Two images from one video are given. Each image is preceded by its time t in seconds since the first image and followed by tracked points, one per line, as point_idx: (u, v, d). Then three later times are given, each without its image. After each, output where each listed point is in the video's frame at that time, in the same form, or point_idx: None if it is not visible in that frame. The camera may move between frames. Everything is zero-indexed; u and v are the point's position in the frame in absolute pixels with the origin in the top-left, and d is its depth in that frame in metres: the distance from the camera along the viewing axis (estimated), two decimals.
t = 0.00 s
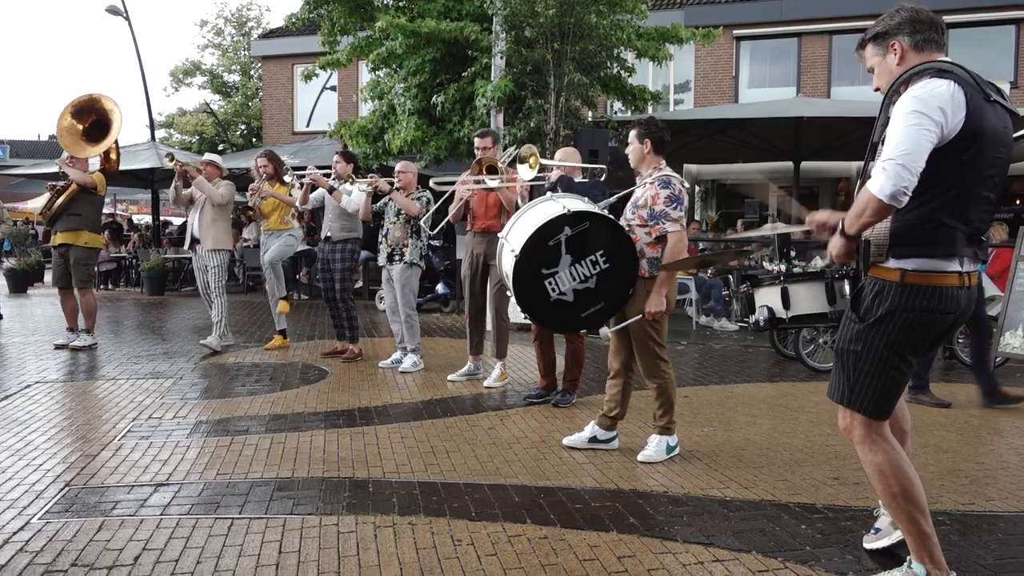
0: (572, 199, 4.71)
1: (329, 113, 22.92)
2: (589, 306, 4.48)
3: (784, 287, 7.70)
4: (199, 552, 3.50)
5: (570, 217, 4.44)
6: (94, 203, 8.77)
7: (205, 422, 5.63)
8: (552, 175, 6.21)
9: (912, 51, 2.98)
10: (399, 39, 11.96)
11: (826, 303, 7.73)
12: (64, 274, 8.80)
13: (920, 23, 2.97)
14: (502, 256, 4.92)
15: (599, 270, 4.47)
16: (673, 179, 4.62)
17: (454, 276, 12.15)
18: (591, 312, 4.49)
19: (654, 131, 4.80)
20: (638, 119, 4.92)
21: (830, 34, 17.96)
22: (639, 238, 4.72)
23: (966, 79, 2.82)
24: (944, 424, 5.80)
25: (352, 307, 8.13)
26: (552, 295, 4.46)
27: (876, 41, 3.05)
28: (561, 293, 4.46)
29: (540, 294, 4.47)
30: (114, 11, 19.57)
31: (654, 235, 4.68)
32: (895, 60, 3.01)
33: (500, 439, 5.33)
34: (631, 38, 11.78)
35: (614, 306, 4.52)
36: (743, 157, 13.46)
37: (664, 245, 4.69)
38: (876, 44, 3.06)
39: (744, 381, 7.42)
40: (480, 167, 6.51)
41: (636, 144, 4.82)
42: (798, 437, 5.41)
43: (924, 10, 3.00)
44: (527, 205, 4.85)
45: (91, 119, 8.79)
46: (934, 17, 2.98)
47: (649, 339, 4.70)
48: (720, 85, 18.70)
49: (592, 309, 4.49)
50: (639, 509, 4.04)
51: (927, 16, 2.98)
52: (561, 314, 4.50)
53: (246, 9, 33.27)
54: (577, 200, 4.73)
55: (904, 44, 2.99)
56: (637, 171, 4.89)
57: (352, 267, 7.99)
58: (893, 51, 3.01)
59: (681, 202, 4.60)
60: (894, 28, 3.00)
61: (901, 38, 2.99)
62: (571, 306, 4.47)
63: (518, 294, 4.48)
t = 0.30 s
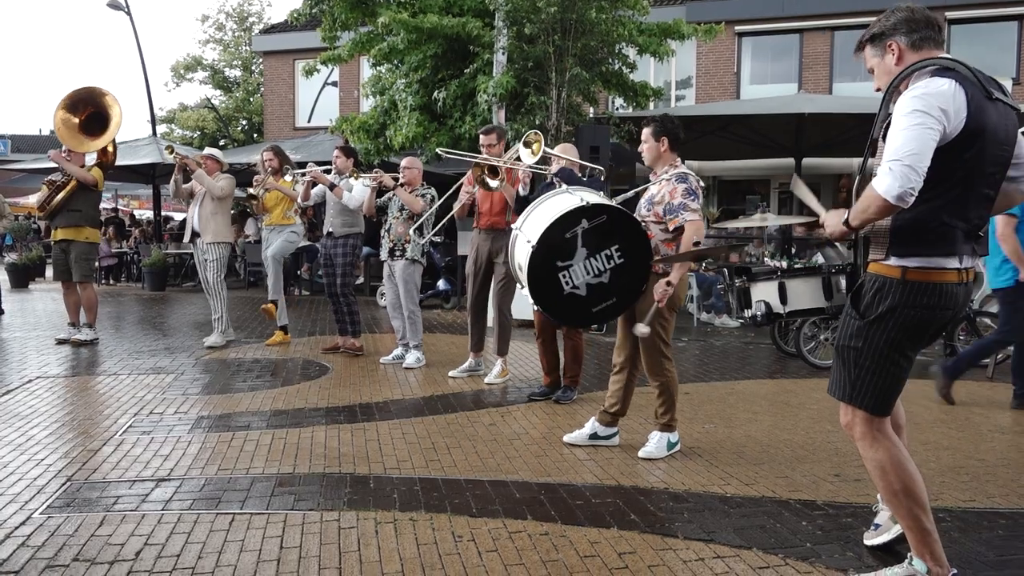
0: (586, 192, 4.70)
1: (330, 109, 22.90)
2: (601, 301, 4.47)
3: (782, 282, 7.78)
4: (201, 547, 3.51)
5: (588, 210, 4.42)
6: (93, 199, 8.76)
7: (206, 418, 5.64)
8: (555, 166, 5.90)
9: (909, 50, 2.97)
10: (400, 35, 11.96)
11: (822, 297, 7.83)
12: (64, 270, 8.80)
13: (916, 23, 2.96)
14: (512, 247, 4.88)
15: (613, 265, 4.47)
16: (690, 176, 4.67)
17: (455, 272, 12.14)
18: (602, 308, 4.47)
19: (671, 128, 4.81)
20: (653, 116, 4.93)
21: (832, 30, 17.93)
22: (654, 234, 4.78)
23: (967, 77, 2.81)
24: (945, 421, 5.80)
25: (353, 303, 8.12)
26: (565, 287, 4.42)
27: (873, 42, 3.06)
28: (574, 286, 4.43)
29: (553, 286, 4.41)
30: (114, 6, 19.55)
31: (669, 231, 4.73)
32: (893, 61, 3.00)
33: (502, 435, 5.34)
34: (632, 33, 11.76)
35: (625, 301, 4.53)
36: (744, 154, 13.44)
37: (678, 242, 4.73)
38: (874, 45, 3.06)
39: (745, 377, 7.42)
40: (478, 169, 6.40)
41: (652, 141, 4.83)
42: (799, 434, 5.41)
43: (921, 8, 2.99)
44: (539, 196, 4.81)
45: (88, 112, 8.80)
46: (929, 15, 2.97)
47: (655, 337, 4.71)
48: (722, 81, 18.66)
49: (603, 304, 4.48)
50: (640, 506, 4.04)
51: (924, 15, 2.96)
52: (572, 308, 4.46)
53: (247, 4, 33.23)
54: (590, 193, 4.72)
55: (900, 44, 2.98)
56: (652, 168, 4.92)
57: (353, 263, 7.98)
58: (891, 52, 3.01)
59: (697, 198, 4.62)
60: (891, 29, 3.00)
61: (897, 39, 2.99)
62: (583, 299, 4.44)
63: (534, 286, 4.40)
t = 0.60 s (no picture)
0: (596, 192, 4.71)
1: (331, 110, 22.90)
2: (611, 303, 4.50)
3: (779, 280, 7.75)
4: (203, 548, 3.51)
5: (599, 212, 4.44)
6: (92, 200, 8.77)
7: (207, 419, 5.64)
8: (552, 167, 5.86)
9: (917, 50, 2.97)
10: (401, 36, 11.97)
11: (821, 296, 7.83)
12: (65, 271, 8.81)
13: (924, 23, 2.95)
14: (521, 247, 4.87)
15: (623, 266, 4.50)
16: (699, 178, 4.68)
17: (456, 273, 12.14)
18: (612, 309, 4.52)
19: (677, 128, 4.82)
20: (659, 116, 4.91)
21: (833, 31, 17.92)
22: (663, 236, 4.76)
23: (970, 78, 2.81)
24: (946, 422, 5.80)
25: (353, 303, 8.12)
26: (576, 289, 4.45)
27: (883, 40, 3.06)
28: (585, 288, 4.46)
29: (564, 288, 4.45)
30: (115, 6, 19.56)
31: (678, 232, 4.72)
32: (900, 60, 3.01)
33: (503, 436, 5.34)
34: (633, 34, 11.76)
35: (635, 302, 4.57)
36: (745, 154, 13.44)
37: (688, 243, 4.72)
38: (884, 43, 3.06)
39: (746, 378, 7.43)
40: (476, 169, 6.42)
41: (659, 141, 4.82)
42: (800, 434, 5.41)
43: (931, 6, 2.97)
44: (549, 196, 4.81)
45: (85, 113, 8.82)
46: (941, 15, 2.96)
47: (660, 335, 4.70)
48: (722, 81, 18.66)
49: (612, 305, 4.52)
50: (642, 507, 4.04)
51: (933, 16, 2.95)
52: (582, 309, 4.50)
53: (248, 5, 33.24)
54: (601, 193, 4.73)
55: (908, 44, 2.99)
56: (658, 168, 4.91)
57: (353, 263, 7.98)
58: (898, 51, 3.01)
59: (705, 202, 4.66)
60: (900, 28, 3.01)
61: (905, 39, 2.99)
62: (593, 301, 4.48)
63: (544, 288, 4.43)
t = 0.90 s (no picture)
0: (606, 200, 4.70)
1: (335, 113, 22.93)
2: (622, 309, 4.49)
3: (788, 281, 8.00)
4: (205, 551, 3.51)
5: (608, 219, 4.43)
6: (96, 202, 8.79)
7: (211, 421, 5.64)
8: (552, 174, 5.89)
9: (935, 39, 2.94)
10: (406, 39, 11.99)
11: (829, 296, 8.00)
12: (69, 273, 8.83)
13: (946, 12, 2.92)
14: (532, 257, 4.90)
15: (634, 272, 4.49)
16: (707, 179, 4.67)
17: (460, 276, 12.14)
18: (625, 315, 4.50)
19: (685, 131, 4.83)
20: (669, 117, 4.92)
21: (837, 35, 17.91)
22: (675, 239, 4.75)
23: (974, 76, 2.79)
24: (950, 427, 5.78)
25: (357, 306, 8.13)
26: (587, 297, 4.44)
27: (904, 27, 3.03)
28: (596, 296, 4.45)
29: (575, 297, 4.44)
30: (121, 9, 19.62)
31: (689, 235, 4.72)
32: (917, 47, 2.98)
33: (507, 439, 5.33)
34: (637, 38, 11.76)
35: (647, 307, 4.55)
36: (749, 158, 13.43)
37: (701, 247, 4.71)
38: (904, 29, 3.03)
39: (750, 382, 7.41)
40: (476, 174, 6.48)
41: (667, 144, 4.84)
42: (804, 440, 5.39)
43: None
44: (559, 204, 4.82)
45: (85, 115, 8.81)
46: (965, 5, 2.92)
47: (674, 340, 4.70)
48: (727, 85, 18.65)
49: (625, 311, 4.50)
50: (645, 511, 4.03)
51: (956, 7, 2.92)
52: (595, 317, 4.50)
53: (253, 8, 33.30)
54: (611, 201, 4.72)
55: (927, 32, 2.95)
56: (666, 171, 4.93)
57: (358, 267, 7.98)
58: (917, 38, 2.99)
59: (715, 204, 4.64)
60: (922, 14, 2.97)
61: (925, 26, 2.96)
62: (605, 308, 4.47)
63: (555, 298, 4.46)
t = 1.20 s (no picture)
0: (615, 200, 4.71)
1: (336, 115, 22.95)
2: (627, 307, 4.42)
3: (793, 280, 7.93)
4: (206, 554, 3.50)
5: (617, 215, 4.44)
6: (96, 204, 8.79)
7: (211, 423, 5.63)
8: (550, 176, 5.85)
9: (936, 38, 2.94)
10: (406, 41, 12.00)
11: (835, 296, 7.97)
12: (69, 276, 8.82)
13: (946, 12, 2.91)
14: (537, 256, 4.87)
15: (639, 270, 4.43)
16: (714, 181, 4.71)
17: (460, 278, 12.14)
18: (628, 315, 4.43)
19: (693, 134, 4.88)
20: (676, 122, 4.98)
21: (838, 37, 17.92)
22: (681, 240, 4.79)
23: (987, 69, 2.77)
24: (951, 429, 5.78)
25: (358, 309, 8.12)
26: (592, 293, 4.39)
27: (904, 25, 3.02)
28: (601, 292, 4.40)
29: (581, 292, 4.40)
30: (123, 12, 19.63)
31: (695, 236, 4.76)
32: (917, 46, 2.97)
33: (507, 442, 5.33)
34: (638, 40, 11.77)
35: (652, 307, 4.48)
36: (749, 160, 13.43)
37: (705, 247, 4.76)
38: (905, 28, 3.02)
39: (751, 384, 7.40)
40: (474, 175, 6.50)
41: (675, 145, 4.86)
42: (805, 442, 5.39)
43: None
44: (568, 203, 4.82)
45: (85, 116, 8.85)
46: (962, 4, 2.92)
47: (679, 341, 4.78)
48: (727, 87, 18.65)
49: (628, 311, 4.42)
50: (645, 514, 4.02)
51: (955, 6, 2.91)
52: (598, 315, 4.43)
53: (254, 11, 33.33)
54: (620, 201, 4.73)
55: (927, 30, 2.95)
56: (671, 173, 4.96)
57: (360, 270, 7.98)
58: (916, 38, 2.98)
59: (723, 205, 4.68)
60: (921, 14, 2.96)
61: (924, 24, 2.95)
62: (610, 305, 4.41)
63: (562, 291, 4.42)
